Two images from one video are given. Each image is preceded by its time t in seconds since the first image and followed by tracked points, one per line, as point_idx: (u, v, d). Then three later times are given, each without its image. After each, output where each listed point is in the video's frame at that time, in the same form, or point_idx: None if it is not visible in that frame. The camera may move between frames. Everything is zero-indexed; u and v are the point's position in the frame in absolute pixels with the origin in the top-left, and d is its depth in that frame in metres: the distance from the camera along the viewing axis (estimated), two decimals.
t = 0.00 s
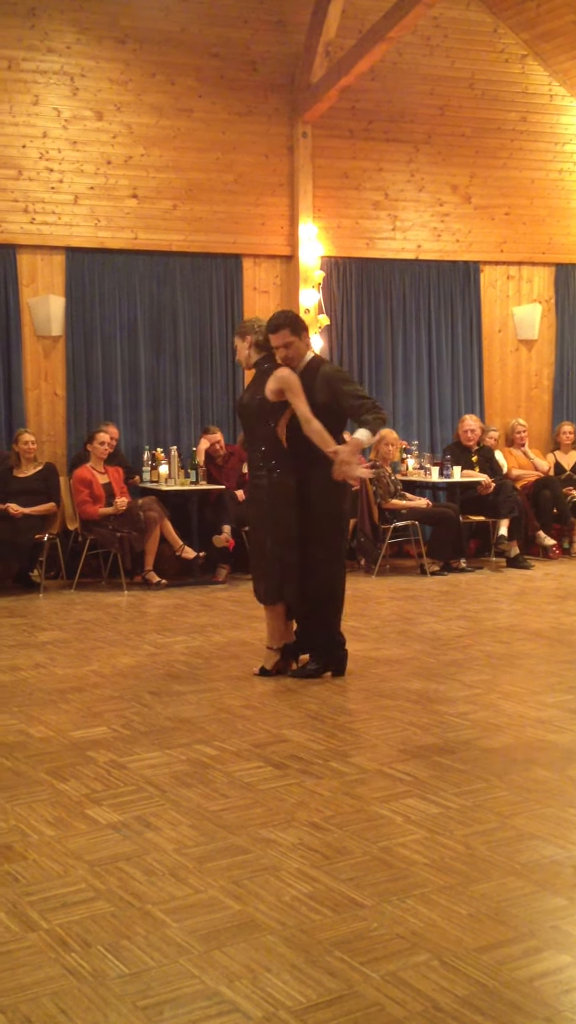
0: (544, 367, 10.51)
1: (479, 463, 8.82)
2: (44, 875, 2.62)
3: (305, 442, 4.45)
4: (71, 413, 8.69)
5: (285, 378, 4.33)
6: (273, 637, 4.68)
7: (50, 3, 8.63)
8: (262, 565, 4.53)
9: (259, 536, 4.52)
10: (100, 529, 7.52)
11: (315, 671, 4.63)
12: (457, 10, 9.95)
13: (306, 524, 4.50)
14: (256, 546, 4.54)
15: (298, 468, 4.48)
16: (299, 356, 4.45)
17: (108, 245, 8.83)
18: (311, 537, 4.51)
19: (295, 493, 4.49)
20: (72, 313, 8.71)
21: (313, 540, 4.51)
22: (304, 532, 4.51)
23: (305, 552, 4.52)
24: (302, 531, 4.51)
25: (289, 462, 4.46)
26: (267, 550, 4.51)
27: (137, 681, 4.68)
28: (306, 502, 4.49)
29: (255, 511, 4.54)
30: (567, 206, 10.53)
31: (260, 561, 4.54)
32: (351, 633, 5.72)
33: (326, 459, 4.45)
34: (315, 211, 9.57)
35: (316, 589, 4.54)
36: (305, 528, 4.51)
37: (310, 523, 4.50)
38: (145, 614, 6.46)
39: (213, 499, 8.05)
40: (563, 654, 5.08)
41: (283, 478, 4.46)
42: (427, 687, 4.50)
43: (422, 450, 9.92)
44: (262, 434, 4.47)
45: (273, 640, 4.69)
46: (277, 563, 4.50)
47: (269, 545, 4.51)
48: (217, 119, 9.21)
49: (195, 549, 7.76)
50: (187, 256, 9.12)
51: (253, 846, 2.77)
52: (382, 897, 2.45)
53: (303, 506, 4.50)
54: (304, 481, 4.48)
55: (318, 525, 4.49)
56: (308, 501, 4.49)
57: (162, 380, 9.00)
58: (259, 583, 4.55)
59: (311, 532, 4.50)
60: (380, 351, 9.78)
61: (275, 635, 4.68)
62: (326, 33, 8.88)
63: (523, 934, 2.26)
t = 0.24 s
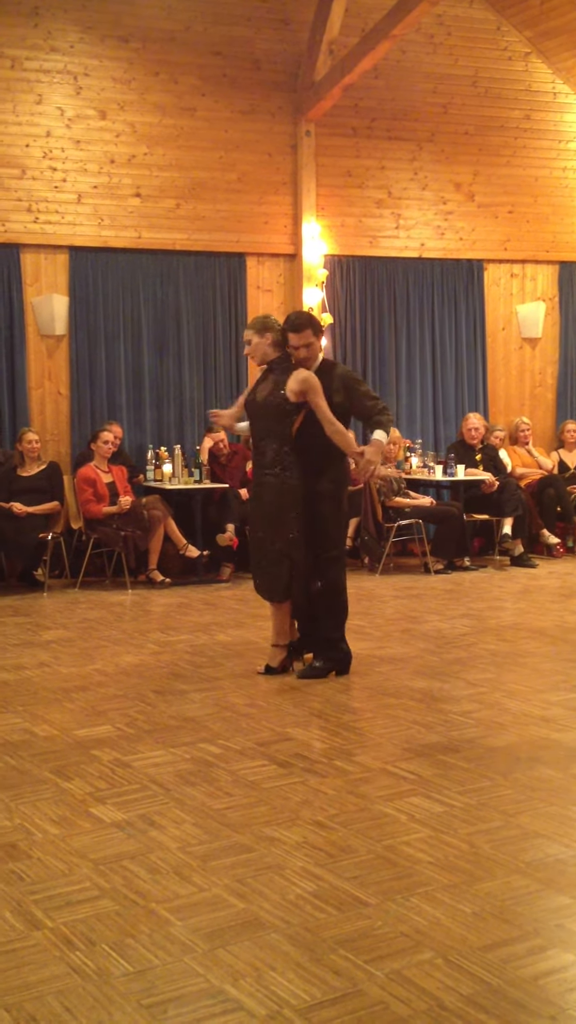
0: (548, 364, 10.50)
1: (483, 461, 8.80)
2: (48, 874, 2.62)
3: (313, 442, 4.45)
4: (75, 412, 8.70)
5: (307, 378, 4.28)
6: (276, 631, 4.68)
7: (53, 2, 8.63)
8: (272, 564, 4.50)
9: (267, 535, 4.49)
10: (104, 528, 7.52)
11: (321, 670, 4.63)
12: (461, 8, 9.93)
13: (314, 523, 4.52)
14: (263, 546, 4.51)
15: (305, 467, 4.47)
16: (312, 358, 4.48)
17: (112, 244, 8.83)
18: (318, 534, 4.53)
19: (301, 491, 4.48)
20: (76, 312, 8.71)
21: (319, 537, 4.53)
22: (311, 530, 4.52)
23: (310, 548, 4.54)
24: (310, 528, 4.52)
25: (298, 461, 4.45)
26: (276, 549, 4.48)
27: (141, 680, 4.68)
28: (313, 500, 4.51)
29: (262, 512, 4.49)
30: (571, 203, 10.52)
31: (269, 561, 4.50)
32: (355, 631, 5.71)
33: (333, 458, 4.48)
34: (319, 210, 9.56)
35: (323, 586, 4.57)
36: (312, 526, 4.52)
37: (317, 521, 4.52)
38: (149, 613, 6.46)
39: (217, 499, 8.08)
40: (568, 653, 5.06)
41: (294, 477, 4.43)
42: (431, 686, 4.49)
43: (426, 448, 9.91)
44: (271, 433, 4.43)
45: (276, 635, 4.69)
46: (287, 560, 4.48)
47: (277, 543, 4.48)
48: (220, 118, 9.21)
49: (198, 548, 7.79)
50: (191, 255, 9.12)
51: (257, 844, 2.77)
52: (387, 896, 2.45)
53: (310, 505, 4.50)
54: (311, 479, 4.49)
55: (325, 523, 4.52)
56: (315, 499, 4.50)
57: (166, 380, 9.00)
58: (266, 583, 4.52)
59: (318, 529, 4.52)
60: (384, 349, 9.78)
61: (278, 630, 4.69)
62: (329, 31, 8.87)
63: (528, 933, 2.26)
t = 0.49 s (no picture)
0: (551, 363, 10.49)
1: (485, 460, 8.80)
2: (51, 873, 2.62)
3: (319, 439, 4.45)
4: (77, 412, 8.70)
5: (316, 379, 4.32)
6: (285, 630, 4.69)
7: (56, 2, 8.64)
8: (282, 563, 4.48)
9: (277, 534, 4.47)
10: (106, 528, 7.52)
11: (329, 670, 4.62)
12: (463, 7, 9.93)
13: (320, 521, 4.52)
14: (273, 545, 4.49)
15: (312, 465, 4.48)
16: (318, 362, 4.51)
17: (114, 244, 8.83)
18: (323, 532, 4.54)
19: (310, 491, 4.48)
20: (78, 312, 8.71)
21: (325, 535, 4.54)
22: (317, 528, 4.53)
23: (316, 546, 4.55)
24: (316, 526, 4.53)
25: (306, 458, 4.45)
26: (287, 548, 4.46)
27: (143, 679, 4.68)
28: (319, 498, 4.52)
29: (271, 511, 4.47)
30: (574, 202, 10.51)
31: (279, 560, 4.48)
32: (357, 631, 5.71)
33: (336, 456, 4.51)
34: (321, 209, 9.56)
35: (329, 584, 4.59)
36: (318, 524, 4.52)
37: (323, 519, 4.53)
38: (151, 613, 6.46)
39: (219, 498, 8.11)
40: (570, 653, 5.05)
41: (303, 475, 4.43)
42: (434, 686, 4.48)
43: (428, 447, 9.91)
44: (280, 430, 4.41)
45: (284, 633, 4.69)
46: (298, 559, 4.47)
47: (288, 542, 4.46)
48: (222, 117, 9.21)
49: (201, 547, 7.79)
50: (193, 254, 9.12)
51: (259, 843, 2.77)
52: (389, 896, 2.45)
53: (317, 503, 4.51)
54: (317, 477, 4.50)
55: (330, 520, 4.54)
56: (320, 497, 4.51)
57: (168, 379, 9.00)
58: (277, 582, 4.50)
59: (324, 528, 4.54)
60: (386, 348, 9.77)
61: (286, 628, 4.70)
62: (331, 31, 8.87)
63: (530, 933, 2.25)
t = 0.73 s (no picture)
0: (554, 362, 10.49)
1: (489, 459, 8.80)
2: (55, 871, 2.63)
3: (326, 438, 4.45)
4: (81, 412, 8.71)
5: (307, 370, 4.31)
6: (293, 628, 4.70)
7: (59, 2, 8.64)
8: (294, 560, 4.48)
9: (288, 530, 4.47)
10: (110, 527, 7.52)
11: (337, 668, 4.64)
12: (466, 6, 9.92)
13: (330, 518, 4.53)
14: (284, 542, 4.49)
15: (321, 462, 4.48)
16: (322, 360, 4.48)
17: (118, 244, 8.84)
18: (332, 529, 4.55)
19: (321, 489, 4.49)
20: (82, 312, 8.71)
21: (334, 532, 4.56)
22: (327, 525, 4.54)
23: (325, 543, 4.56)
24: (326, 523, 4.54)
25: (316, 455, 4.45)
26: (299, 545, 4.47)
27: (148, 678, 4.69)
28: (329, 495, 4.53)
29: (282, 508, 4.46)
30: None
31: (291, 557, 4.49)
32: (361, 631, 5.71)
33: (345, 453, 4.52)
34: (325, 208, 9.56)
35: (336, 581, 4.61)
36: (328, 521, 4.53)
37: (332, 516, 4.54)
38: (155, 612, 6.46)
39: (222, 498, 8.09)
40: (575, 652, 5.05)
41: (314, 472, 4.43)
42: (438, 685, 4.48)
43: (432, 447, 9.91)
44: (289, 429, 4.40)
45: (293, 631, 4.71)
46: (309, 556, 4.48)
47: (299, 539, 4.47)
48: (226, 117, 9.21)
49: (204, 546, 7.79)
50: (196, 254, 9.12)
51: (263, 843, 2.77)
52: (393, 896, 2.45)
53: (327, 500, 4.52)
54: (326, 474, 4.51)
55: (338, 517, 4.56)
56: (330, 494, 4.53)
57: (172, 380, 9.00)
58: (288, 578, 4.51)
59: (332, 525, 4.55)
60: (389, 347, 9.77)
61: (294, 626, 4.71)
62: (335, 30, 8.87)
63: (535, 932, 2.25)
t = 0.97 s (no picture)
0: (559, 361, 10.48)
1: (493, 459, 8.80)
2: (59, 870, 2.64)
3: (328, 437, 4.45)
4: (85, 412, 8.71)
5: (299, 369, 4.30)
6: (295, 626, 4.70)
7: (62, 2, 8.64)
8: (300, 558, 4.48)
9: (294, 529, 4.46)
10: (114, 527, 7.52)
11: (339, 667, 4.64)
12: (470, 5, 9.92)
13: (334, 517, 4.53)
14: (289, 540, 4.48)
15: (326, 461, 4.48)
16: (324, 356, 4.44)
17: (122, 244, 8.84)
18: (337, 528, 4.55)
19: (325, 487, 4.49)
20: (85, 311, 8.72)
21: (338, 531, 4.56)
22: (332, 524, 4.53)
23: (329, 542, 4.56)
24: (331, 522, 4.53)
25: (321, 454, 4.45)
26: (304, 543, 4.47)
27: (151, 678, 4.69)
28: (333, 494, 4.52)
29: (287, 507, 4.46)
30: None
31: (297, 555, 4.48)
32: (365, 630, 5.71)
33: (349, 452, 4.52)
34: (328, 208, 9.55)
35: (339, 580, 4.61)
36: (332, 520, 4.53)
37: (337, 515, 4.54)
38: (159, 612, 6.46)
39: (226, 497, 8.09)
40: None
41: (319, 471, 4.43)
42: (442, 685, 4.48)
43: (436, 446, 9.90)
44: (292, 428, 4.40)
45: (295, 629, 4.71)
46: (315, 555, 4.47)
47: (305, 538, 4.46)
48: (230, 117, 9.21)
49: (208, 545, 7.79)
50: (200, 253, 9.13)
51: (267, 843, 2.77)
52: (397, 896, 2.44)
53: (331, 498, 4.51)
54: (331, 473, 4.50)
55: (342, 516, 4.55)
56: (334, 493, 4.52)
57: (176, 379, 9.01)
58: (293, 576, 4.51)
59: (337, 524, 4.55)
60: (393, 346, 9.77)
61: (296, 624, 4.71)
62: (338, 29, 8.86)
63: (539, 932, 2.25)
